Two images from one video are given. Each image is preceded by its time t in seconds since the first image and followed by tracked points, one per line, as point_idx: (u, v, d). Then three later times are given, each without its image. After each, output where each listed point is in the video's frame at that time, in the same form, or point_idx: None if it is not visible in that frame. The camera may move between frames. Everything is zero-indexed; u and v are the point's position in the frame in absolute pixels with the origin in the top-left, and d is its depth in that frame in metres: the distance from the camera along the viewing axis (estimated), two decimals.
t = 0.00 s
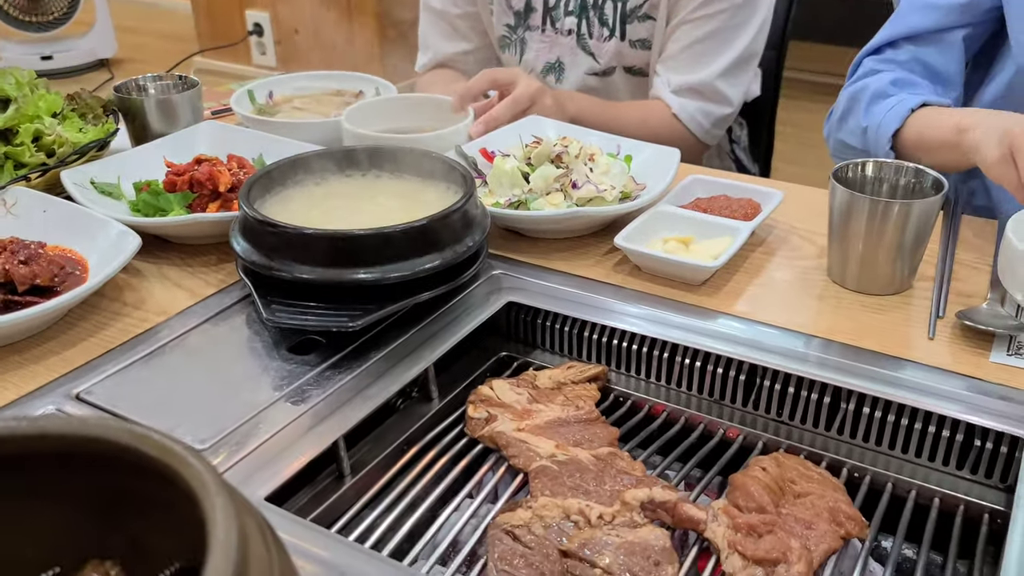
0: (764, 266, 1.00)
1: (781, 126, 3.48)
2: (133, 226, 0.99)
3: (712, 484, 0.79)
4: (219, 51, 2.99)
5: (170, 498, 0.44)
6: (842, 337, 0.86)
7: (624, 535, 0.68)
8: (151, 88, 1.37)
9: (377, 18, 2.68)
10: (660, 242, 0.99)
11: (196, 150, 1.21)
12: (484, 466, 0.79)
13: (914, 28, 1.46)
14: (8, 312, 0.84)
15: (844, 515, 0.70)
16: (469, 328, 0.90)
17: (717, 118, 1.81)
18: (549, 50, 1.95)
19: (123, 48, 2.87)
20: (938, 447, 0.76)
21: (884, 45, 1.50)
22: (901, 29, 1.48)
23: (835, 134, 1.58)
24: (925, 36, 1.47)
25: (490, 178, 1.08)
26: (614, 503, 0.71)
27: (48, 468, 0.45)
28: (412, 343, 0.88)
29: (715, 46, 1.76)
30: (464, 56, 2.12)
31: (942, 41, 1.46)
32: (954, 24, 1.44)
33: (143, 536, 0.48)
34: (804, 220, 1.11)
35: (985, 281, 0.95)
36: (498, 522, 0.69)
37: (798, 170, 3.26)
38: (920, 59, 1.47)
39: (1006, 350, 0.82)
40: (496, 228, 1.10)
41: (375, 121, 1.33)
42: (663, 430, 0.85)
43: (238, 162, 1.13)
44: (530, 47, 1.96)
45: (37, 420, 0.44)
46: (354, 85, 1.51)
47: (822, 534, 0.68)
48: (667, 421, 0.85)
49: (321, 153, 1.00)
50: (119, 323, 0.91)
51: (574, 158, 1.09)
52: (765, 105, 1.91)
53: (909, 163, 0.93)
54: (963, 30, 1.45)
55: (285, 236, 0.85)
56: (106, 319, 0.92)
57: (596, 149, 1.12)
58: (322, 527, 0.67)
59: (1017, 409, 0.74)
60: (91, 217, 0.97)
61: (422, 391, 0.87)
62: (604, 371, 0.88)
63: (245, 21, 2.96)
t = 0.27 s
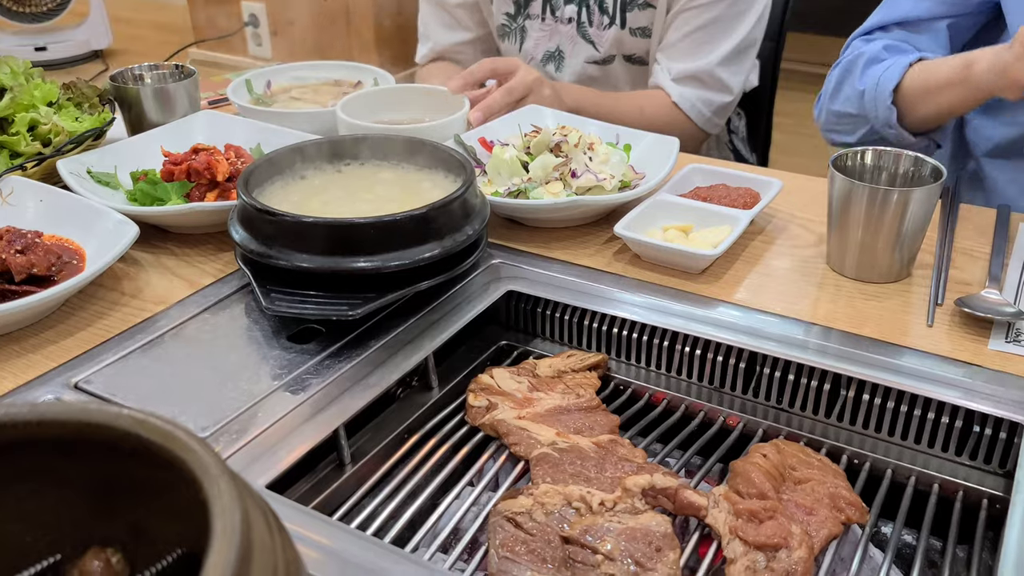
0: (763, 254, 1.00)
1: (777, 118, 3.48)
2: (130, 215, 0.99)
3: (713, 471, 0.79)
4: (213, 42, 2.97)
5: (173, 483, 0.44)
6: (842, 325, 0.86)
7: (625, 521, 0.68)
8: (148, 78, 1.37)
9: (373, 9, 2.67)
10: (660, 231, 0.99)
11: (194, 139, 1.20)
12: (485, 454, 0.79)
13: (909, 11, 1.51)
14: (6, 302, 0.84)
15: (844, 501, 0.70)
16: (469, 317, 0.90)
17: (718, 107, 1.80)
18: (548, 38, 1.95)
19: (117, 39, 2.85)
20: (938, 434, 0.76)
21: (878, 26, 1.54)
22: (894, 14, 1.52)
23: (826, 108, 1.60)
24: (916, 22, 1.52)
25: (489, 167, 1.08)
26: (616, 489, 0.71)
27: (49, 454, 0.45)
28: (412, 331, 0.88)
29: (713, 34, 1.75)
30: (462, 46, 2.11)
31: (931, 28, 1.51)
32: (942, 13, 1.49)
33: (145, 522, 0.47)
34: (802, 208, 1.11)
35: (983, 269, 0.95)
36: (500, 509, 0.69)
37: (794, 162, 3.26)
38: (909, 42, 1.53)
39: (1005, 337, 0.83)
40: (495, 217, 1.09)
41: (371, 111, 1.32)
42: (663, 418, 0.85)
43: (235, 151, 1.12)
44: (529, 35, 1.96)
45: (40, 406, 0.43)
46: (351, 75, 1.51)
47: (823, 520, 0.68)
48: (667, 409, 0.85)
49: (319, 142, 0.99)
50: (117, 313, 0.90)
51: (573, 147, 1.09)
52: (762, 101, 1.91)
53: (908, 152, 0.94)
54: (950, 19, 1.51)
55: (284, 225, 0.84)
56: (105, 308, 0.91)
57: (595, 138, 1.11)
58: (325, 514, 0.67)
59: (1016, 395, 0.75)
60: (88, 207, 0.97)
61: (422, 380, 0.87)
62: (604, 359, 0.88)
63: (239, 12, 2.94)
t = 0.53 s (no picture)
0: (764, 246, 1.00)
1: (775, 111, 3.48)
2: (130, 207, 0.98)
3: (713, 463, 0.79)
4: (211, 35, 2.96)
5: (177, 474, 0.44)
6: (843, 317, 0.86)
7: (627, 511, 0.68)
8: (148, 71, 1.36)
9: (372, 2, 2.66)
10: (660, 223, 0.99)
11: (193, 131, 1.20)
12: (486, 446, 0.79)
13: None
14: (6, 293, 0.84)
15: (845, 491, 0.70)
16: (469, 310, 0.90)
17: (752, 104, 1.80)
18: (554, 26, 1.94)
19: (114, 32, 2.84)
20: (938, 425, 0.76)
21: None
22: None
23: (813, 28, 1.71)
24: None
25: (489, 159, 1.08)
26: (617, 480, 0.71)
27: (51, 444, 0.45)
28: (412, 323, 0.88)
29: (740, 33, 1.75)
30: (461, 38, 2.11)
31: None
32: None
33: (148, 512, 0.47)
34: (803, 200, 1.11)
35: (983, 261, 0.95)
36: (502, 500, 0.69)
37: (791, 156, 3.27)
38: None
39: (1005, 329, 0.83)
40: (495, 209, 1.09)
41: (370, 104, 1.31)
42: (664, 410, 0.85)
43: (235, 143, 1.12)
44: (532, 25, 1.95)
45: (42, 396, 0.43)
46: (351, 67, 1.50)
47: (824, 511, 0.68)
48: (668, 401, 0.85)
49: (319, 134, 0.99)
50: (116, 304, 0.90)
51: (574, 139, 1.09)
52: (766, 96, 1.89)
53: (909, 144, 0.94)
54: None
55: (284, 216, 0.84)
56: (102, 300, 0.91)
57: (596, 131, 1.12)
58: (328, 505, 0.67)
59: (1016, 387, 0.75)
60: (89, 200, 0.96)
61: (422, 372, 0.87)
62: (605, 351, 0.88)
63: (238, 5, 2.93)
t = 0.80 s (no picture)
0: (762, 241, 1.01)
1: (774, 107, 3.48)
2: (133, 202, 0.99)
3: (712, 455, 0.80)
4: (212, 31, 2.96)
5: (187, 463, 0.44)
6: (840, 311, 0.87)
7: (627, 503, 0.69)
8: (150, 67, 1.37)
9: None
10: (660, 218, 1.00)
11: (195, 127, 1.21)
12: (487, 438, 0.80)
13: None
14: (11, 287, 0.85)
15: (842, 483, 0.71)
16: (470, 304, 0.91)
17: (789, 93, 1.77)
18: (554, 19, 1.89)
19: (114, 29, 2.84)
20: (934, 418, 0.77)
21: None
22: None
23: None
24: None
25: (489, 155, 1.08)
26: (617, 472, 0.72)
27: (60, 433, 0.45)
28: (414, 317, 0.88)
29: (753, 33, 1.70)
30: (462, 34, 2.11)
31: None
32: None
33: (156, 501, 0.48)
34: (801, 196, 1.11)
35: (981, 256, 0.96)
36: (503, 492, 0.70)
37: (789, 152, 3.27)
38: None
39: (1002, 323, 0.84)
40: (495, 205, 1.10)
41: (370, 100, 1.32)
42: (663, 402, 0.86)
43: (237, 139, 1.12)
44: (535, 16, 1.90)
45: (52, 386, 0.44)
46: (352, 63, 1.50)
47: (821, 502, 0.69)
48: (667, 394, 0.86)
49: (321, 129, 1.00)
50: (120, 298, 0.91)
51: (574, 135, 1.10)
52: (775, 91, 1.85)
53: (907, 139, 0.94)
54: None
55: (287, 211, 0.85)
56: (106, 293, 0.92)
57: (595, 126, 1.12)
58: (331, 496, 0.68)
59: (1012, 379, 0.76)
60: (95, 195, 0.97)
61: (424, 365, 0.88)
62: (604, 345, 0.89)
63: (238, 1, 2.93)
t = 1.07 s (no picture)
0: (759, 236, 1.02)
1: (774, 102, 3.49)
2: (140, 196, 1.01)
3: (709, 446, 0.81)
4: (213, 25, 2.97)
5: (196, 451, 0.46)
6: (836, 305, 0.88)
7: (624, 492, 0.71)
8: (154, 62, 1.38)
9: None
10: (658, 214, 1.01)
11: (199, 122, 1.22)
12: (487, 429, 0.82)
13: None
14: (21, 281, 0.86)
15: (835, 474, 0.73)
16: (471, 298, 0.92)
17: (765, 93, 1.78)
18: (554, 12, 1.88)
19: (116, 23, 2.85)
20: (927, 410, 0.78)
21: None
22: None
23: None
24: None
25: (490, 151, 1.10)
26: (615, 462, 0.74)
27: (74, 422, 0.47)
28: (416, 311, 0.90)
29: (737, 26, 1.69)
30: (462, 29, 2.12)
31: None
32: None
33: (166, 490, 0.50)
34: (798, 191, 1.13)
35: (975, 251, 0.97)
36: (503, 481, 0.72)
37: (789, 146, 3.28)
38: None
39: (995, 317, 0.85)
40: (496, 200, 1.12)
41: (373, 96, 1.33)
42: (661, 394, 0.87)
43: (241, 134, 1.14)
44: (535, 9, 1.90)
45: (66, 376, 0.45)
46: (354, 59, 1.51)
47: (815, 492, 0.71)
48: (665, 386, 0.88)
49: (324, 126, 1.01)
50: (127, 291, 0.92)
51: (573, 131, 1.11)
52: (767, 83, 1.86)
53: (902, 136, 0.95)
54: None
55: (291, 206, 0.86)
56: (113, 287, 0.93)
57: (595, 122, 1.15)
58: (336, 486, 0.69)
59: (1003, 373, 0.77)
60: (103, 189, 0.98)
61: (426, 358, 0.90)
62: (603, 338, 0.90)
63: None
